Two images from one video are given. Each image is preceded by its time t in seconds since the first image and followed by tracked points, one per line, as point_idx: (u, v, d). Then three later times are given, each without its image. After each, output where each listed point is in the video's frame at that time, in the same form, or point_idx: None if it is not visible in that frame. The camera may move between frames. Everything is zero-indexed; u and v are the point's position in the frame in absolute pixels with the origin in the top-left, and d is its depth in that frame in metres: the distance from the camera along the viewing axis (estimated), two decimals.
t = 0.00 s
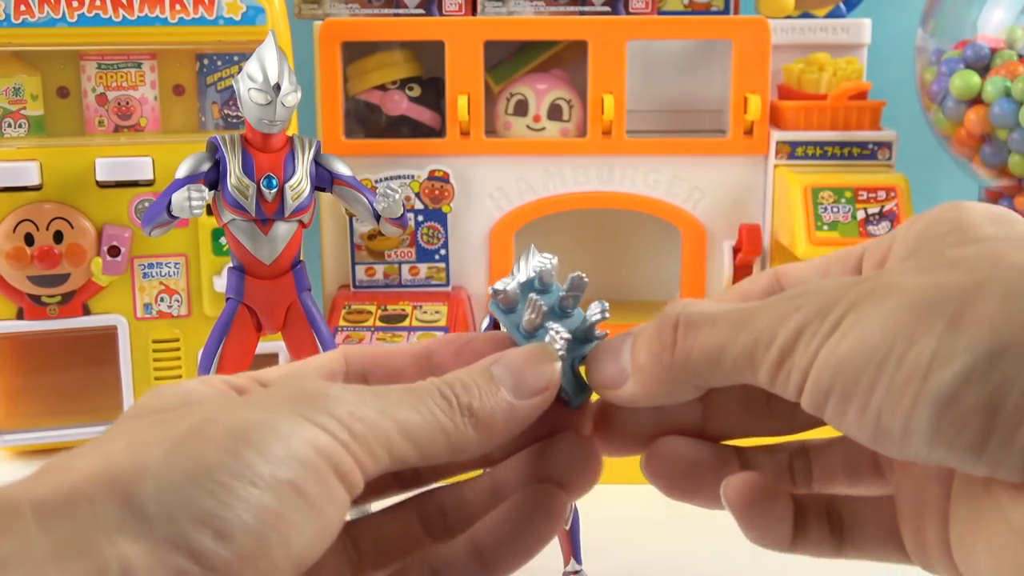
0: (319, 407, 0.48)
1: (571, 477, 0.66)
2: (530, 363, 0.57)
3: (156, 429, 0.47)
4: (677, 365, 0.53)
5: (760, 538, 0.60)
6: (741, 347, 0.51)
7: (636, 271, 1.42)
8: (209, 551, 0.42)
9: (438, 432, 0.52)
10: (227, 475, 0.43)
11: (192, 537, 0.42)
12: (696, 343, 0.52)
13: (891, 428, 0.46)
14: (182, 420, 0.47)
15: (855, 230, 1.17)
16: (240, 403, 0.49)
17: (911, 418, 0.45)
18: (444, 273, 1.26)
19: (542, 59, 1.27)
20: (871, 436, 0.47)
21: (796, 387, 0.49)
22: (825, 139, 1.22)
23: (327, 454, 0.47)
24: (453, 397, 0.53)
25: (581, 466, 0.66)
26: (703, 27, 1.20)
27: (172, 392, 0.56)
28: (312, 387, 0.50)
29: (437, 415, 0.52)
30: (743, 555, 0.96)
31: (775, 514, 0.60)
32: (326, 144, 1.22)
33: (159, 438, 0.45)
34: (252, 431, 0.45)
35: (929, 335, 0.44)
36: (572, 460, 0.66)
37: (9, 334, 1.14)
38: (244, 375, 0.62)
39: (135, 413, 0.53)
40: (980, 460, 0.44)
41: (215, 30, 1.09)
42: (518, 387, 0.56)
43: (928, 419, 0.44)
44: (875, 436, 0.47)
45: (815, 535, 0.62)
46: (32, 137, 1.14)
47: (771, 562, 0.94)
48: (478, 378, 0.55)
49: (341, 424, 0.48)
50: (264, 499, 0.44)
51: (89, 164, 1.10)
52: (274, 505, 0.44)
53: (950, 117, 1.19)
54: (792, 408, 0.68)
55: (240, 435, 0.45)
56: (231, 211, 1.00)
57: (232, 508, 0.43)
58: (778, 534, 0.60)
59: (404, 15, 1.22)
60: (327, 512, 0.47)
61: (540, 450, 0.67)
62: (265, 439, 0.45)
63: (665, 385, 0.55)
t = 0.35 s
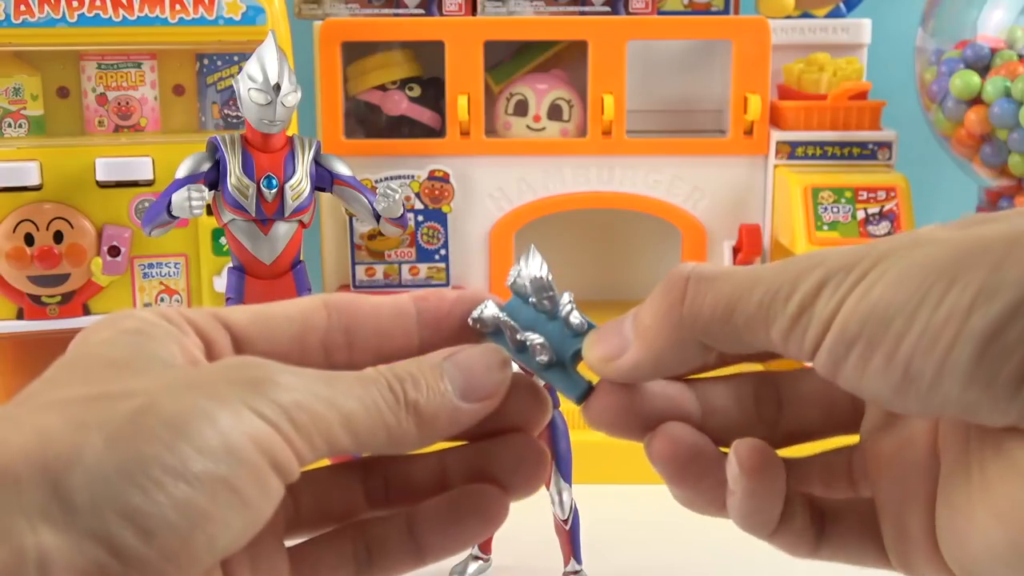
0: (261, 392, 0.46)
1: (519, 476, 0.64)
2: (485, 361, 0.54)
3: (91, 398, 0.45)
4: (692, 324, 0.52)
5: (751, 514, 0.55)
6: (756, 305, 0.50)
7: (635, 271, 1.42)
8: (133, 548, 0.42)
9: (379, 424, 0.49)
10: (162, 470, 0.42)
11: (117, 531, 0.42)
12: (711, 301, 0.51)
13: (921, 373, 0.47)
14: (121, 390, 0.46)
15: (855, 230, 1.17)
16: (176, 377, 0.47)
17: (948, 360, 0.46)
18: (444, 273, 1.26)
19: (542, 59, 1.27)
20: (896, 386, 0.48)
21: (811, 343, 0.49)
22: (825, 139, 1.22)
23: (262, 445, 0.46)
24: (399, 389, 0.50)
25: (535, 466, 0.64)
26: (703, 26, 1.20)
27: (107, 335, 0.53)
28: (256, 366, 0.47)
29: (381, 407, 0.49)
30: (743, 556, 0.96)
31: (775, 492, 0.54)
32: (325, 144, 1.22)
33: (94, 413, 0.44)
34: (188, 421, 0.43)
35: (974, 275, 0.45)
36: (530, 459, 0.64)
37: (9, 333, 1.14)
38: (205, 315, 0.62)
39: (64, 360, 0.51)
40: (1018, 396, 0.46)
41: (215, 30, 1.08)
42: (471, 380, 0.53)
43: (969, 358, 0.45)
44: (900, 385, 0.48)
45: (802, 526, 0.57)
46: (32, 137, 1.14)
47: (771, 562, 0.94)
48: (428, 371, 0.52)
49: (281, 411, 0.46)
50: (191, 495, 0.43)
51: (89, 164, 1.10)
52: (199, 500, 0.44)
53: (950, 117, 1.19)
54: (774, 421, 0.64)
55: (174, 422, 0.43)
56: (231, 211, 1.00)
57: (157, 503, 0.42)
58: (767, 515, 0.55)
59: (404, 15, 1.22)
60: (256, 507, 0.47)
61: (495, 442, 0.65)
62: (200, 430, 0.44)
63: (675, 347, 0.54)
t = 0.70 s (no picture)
0: (268, 390, 0.46)
1: (525, 465, 0.63)
2: (479, 344, 0.53)
3: (98, 407, 0.45)
4: (713, 299, 0.54)
5: (737, 510, 0.53)
6: (776, 284, 0.52)
7: (636, 271, 1.42)
8: (144, 562, 0.42)
9: (383, 413, 0.49)
10: (172, 483, 0.42)
11: (128, 545, 0.42)
12: (735, 276, 0.54)
13: (919, 359, 0.47)
14: (126, 398, 0.46)
15: (855, 230, 1.17)
16: (181, 381, 0.47)
17: (950, 342, 0.46)
18: (444, 273, 1.26)
19: (542, 59, 1.27)
20: (892, 370, 0.48)
21: (820, 326, 0.50)
22: (825, 139, 1.22)
23: (269, 447, 0.46)
24: (401, 376, 0.50)
25: (542, 455, 0.63)
26: (704, 26, 1.20)
27: (97, 336, 0.53)
28: (262, 362, 0.47)
29: (384, 396, 0.49)
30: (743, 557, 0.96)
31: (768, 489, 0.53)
32: (325, 144, 1.22)
33: (102, 424, 0.44)
34: (196, 433, 0.43)
35: (995, 269, 0.46)
36: (536, 448, 0.63)
37: (9, 333, 1.14)
38: (190, 312, 0.62)
39: (61, 363, 0.50)
40: (1013, 390, 0.45)
41: (216, 30, 1.09)
42: (470, 366, 0.52)
43: (973, 342, 0.45)
44: (896, 368, 0.48)
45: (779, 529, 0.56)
46: (32, 137, 1.14)
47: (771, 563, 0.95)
48: (426, 356, 0.51)
49: (290, 411, 0.46)
50: (201, 506, 0.43)
51: (90, 164, 1.10)
52: (208, 511, 0.44)
53: (950, 118, 1.19)
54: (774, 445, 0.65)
55: (182, 431, 0.43)
56: (231, 211, 1.00)
57: (166, 515, 0.42)
58: (753, 506, 0.53)
59: (403, 15, 1.23)
60: (265, 512, 0.47)
61: (502, 433, 0.64)
62: (207, 439, 0.44)
63: (696, 325, 0.56)
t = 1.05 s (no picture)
0: (269, 369, 0.45)
1: (519, 451, 0.63)
2: (479, 325, 0.53)
3: (90, 393, 0.44)
4: (707, 285, 0.55)
5: (740, 481, 0.53)
6: (772, 269, 0.53)
7: (636, 271, 1.42)
8: (141, 554, 0.43)
9: (385, 389, 0.49)
10: (168, 476, 0.42)
11: (126, 538, 0.42)
12: (731, 261, 0.55)
13: (919, 337, 0.47)
14: (117, 382, 0.45)
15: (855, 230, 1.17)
16: (174, 362, 0.46)
17: (949, 322, 0.46)
18: (445, 273, 1.26)
19: (542, 59, 1.27)
20: (892, 349, 0.48)
21: (817, 308, 0.51)
22: (825, 139, 1.22)
23: (265, 429, 0.45)
24: (405, 353, 0.50)
25: (535, 441, 0.63)
26: (703, 26, 1.20)
27: (84, 314, 0.52)
28: (261, 338, 0.46)
29: (387, 371, 0.49)
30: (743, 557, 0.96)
31: (763, 454, 0.53)
32: (325, 144, 1.22)
33: (93, 414, 0.43)
34: (190, 423, 0.43)
35: (994, 248, 0.46)
36: (531, 434, 0.62)
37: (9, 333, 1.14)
38: (178, 290, 0.61)
39: (51, 344, 0.50)
40: (1014, 362, 0.45)
41: (215, 30, 1.09)
42: (472, 347, 0.52)
43: (972, 319, 0.45)
44: (896, 347, 0.48)
45: (787, 507, 0.54)
46: (32, 137, 1.14)
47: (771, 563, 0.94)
48: (430, 336, 0.51)
49: (288, 391, 0.46)
50: (198, 497, 0.43)
51: (90, 164, 1.10)
52: (205, 501, 0.44)
53: (950, 117, 1.19)
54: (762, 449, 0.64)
55: (175, 420, 0.43)
56: (231, 211, 1.01)
57: (162, 508, 0.42)
58: (759, 475, 0.53)
59: (403, 15, 1.22)
60: (263, 494, 0.46)
61: (499, 416, 0.64)
62: (202, 428, 0.43)
63: (690, 311, 0.57)
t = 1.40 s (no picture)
0: (281, 378, 0.45)
1: (508, 459, 0.63)
2: (484, 335, 0.54)
3: (98, 408, 0.43)
4: (701, 295, 0.57)
5: (717, 458, 0.54)
6: (765, 278, 0.54)
7: (635, 271, 1.42)
8: None
9: (397, 391, 0.49)
10: (181, 498, 0.42)
11: (140, 562, 0.42)
12: (725, 271, 0.56)
13: (912, 335, 0.46)
14: (126, 395, 0.44)
15: (854, 231, 1.17)
16: (184, 372, 0.45)
17: (941, 318, 0.45)
18: (444, 273, 1.26)
19: (542, 59, 1.28)
20: (885, 349, 0.48)
21: (810, 314, 0.51)
22: (825, 139, 1.22)
23: (274, 443, 0.45)
24: (420, 355, 0.50)
25: (524, 449, 0.63)
26: (704, 27, 1.20)
27: (80, 308, 0.51)
28: (276, 346, 0.45)
29: (397, 373, 0.49)
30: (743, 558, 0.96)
31: (743, 434, 0.54)
32: (325, 144, 1.22)
33: (103, 433, 0.42)
34: (202, 442, 0.42)
35: (982, 246, 0.45)
36: (521, 443, 0.63)
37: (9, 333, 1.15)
38: (168, 277, 0.61)
39: (51, 343, 0.49)
40: (1004, 356, 0.44)
41: (216, 30, 1.09)
42: (479, 356, 0.53)
43: (964, 314, 0.44)
44: (890, 347, 0.47)
45: (765, 484, 0.55)
46: (32, 137, 1.14)
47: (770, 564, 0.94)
48: (443, 342, 0.52)
49: (298, 403, 0.45)
50: (208, 518, 0.43)
51: (90, 164, 1.10)
52: (215, 522, 0.43)
53: (950, 117, 1.19)
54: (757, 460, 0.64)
55: (185, 438, 0.42)
56: (231, 211, 1.01)
57: (174, 531, 0.42)
58: (735, 450, 0.54)
59: (403, 15, 1.22)
60: (271, 505, 0.46)
61: (489, 422, 0.63)
62: (212, 446, 0.43)
63: (685, 320, 0.58)
